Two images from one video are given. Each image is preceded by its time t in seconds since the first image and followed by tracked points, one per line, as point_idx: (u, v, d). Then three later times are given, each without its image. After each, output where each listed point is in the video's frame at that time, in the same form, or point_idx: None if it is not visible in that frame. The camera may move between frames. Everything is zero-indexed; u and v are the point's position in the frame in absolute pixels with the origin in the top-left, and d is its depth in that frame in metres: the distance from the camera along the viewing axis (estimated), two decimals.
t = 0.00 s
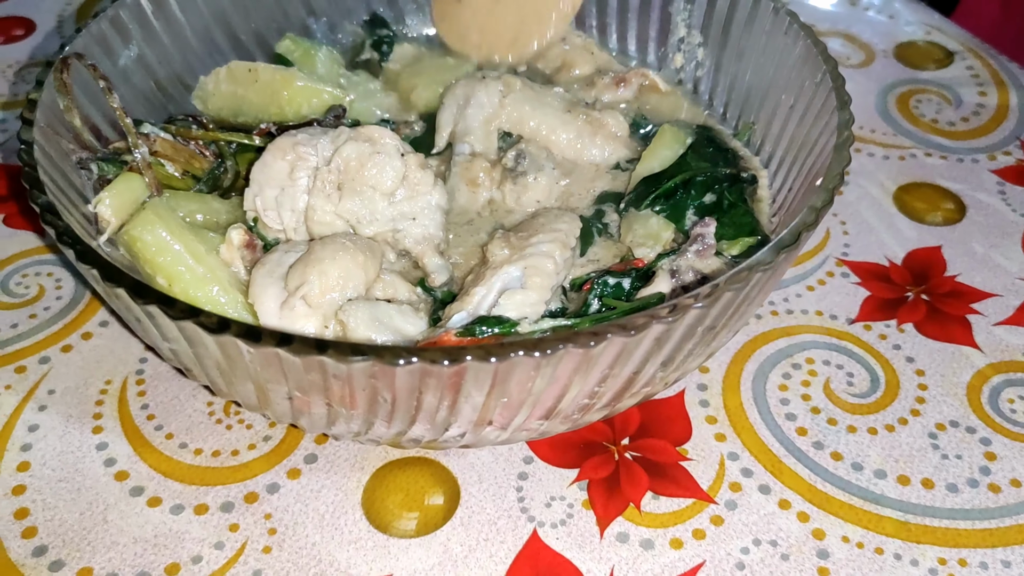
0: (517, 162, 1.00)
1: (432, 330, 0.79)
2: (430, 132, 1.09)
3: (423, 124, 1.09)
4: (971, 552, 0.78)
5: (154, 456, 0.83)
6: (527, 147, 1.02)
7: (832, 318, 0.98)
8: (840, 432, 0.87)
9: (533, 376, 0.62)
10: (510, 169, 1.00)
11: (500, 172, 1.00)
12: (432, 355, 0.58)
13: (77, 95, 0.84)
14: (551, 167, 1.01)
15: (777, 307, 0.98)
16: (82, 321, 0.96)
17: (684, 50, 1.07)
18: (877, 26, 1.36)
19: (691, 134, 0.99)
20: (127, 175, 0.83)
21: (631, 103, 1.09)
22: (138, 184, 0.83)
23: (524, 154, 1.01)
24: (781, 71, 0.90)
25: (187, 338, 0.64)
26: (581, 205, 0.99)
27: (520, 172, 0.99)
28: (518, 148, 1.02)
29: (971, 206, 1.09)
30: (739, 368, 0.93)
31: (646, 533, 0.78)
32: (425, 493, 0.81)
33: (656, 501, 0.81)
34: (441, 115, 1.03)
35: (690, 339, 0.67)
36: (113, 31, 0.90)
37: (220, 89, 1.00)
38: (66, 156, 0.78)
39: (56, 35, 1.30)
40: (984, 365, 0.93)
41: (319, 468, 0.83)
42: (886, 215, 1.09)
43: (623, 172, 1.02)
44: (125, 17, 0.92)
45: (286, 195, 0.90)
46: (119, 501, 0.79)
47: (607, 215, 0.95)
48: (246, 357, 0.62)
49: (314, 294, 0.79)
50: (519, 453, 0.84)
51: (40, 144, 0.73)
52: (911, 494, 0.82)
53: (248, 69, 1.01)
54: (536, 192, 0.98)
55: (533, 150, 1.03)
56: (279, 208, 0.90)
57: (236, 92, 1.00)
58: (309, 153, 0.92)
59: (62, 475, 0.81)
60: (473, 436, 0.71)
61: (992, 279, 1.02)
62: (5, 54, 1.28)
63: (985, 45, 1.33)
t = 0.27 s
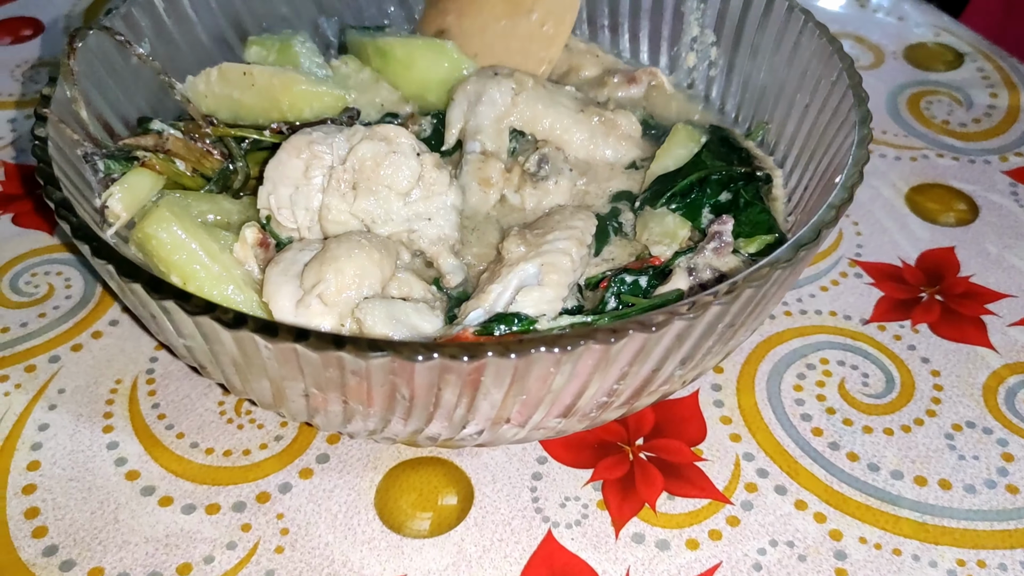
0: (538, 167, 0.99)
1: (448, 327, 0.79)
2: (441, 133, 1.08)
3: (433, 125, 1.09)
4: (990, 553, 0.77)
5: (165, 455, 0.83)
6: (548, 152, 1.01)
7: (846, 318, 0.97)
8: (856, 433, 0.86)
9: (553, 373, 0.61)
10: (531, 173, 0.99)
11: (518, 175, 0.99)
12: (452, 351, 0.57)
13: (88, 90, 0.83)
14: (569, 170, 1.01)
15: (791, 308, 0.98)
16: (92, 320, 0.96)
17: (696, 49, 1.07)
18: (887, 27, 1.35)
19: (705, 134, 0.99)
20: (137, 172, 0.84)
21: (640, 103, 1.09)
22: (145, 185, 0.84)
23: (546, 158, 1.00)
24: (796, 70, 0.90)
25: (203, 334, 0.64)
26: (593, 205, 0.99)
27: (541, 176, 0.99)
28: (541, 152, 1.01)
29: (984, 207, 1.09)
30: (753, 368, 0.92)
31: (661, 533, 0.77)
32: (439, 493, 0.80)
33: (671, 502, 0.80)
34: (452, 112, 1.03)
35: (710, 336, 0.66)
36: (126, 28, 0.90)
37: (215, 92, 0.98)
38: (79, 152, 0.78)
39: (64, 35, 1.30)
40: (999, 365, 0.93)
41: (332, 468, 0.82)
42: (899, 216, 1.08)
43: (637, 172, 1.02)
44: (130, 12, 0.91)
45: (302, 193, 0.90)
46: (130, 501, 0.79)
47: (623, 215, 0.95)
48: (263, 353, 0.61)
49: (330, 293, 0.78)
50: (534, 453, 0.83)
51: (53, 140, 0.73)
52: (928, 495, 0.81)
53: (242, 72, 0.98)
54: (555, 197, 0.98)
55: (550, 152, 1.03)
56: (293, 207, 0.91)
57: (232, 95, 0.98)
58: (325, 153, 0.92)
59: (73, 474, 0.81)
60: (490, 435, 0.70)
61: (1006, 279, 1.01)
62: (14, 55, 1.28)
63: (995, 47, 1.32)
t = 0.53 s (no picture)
0: (543, 171, 0.99)
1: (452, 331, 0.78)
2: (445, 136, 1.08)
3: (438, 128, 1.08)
4: (997, 559, 0.77)
5: (168, 461, 0.82)
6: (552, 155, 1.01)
7: (851, 324, 0.97)
8: (862, 438, 0.86)
9: (559, 376, 0.61)
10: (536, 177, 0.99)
11: (522, 179, 0.99)
12: (457, 354, 0.57)
13: (95, 97, 0.84)
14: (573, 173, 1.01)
15: (795, 312, 0.98)
16: (94, 325, 0.96)
17: (700, 53, 1.07)
18: (890, 33, 1.36)
19: (710, 138, 0.98)
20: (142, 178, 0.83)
21: (644, 107, 1.08)
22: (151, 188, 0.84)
23: (550, 161, 1.00)
24: (801, 74, 0.90)
25: (207, 338, 0.63)
26: (598, 209, 0.99)
27: (546, 180, 0.98)
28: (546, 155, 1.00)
29: (989, 213, 1.09)
30: (757, 374, 0.92)
31: (667, 539, 0.77)
32: (443, 498, 0.80)
33: (676, 507, 0.80)
34: (456, 116, 1.03)
35: (715, 340, 0.66)
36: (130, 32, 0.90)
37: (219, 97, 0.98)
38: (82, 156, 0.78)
39: (68, 41, 1.31)
40: (1005, 371, 0.92)
41: (335, 473, 0.82)
42: (903, 221, 1.08)
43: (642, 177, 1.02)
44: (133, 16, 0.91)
45: (306, 197, 0.90)
46: (133, 506, 0.78)
47: (627, 216, 0.95)
48: (267, 356, 0.61)
49: (334, 296, 0.79)
50: (538, 458, 0.83)
51: (57, 143, 0.73)
52: (934, 501, 0.81)
53: (248, 76, 0.98)
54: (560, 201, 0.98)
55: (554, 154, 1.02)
56: (297, 210, 0.90)
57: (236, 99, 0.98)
58: (329, 155, 0.92)
59: (75, 480, 0.80)
60: (495, 439, 0.70)
61: (1012, 284, 1.01)
62: (18, 60, 1.29)
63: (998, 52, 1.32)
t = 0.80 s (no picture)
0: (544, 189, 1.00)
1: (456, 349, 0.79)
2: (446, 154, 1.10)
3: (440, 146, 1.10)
4: None
5: (169, 479, 0.83)
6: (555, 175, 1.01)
7: (851, 340, 0.97)
8: (862, 455, 0.86)
9: (558, 397, 0.61)
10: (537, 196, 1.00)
11: (525, 197, 1.00)
12: (456, 375, 0.58)
13: (100, 111, 0.84)
14: (576, 192, 1.01)
15: (795, 329, 0.98)
16: (97, 342, 0.96)
17: (700, 70, 1.07)
18: (889, 48, 1.36)
19: (709, 155, 0.99)
20: (148, 203, 0.84)
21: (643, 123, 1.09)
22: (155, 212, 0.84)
23: (552, 179, 1.01)
24: (800, 91, 0.90)
25: (208, 359, 0.64)
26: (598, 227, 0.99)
27: (549, 198, 0.99)
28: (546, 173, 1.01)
29: (988, 228, 1.09)
30: (757, 391, 0.92)
31: (667, 557, 0.77)
32: (443, 516, 0.80)
33: (676, 525, 0.80)
34: (457, 133, 1.04)
35: (714, 360, 0.66)
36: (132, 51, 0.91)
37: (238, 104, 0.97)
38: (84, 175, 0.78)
39: (72, 58, 1.32)
40: (1005, 387, 0.92)
41: (336, 491, 0.82)
42: (903, 237, 1.09)
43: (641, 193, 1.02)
44: (135, 35, 0.91)
45: (308, 216, 0.91)
46: (134, 525, 0.78)
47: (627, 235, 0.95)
48: (268, 377, 0.61)
49: (336, 314, 0.79)
50: (538, 476, 0.83)
51: (60, 163, 0.73)
52: (934, 518, 0.81)
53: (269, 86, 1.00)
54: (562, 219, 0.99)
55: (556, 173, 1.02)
56: (300, 228, 0.91)
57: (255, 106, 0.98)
58: (332, 174, 0.93)
59: (76, 498, 0.81)
60: (495, 459, 0.70)
61: (1011, 300, 1.01)
62: (22, 77, 1.30)
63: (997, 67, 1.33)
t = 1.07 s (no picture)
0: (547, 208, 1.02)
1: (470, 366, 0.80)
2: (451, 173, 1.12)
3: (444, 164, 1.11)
4: None
5: (177, 493, 0.84)
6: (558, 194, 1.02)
7: (850, 354, 0.98)
8: (861, 468, 0.87)
9: (562, 414, 0.62)
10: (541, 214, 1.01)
11: (529, 215, 1.01)
12: (461, 394, 0.59)
13: (111, 130, 0.86)
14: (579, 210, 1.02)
15: (795, 343, 0.99)
16: (105, 357, 0.97)
17: (700, 88, 1.09)
18: (887, 63, 1.38)
19: (709, 172, 1.00)
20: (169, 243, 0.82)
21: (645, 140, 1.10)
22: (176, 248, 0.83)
23: (556, 198, 1.02)
24: (799, 109, 0.91)
25: (217, 376, 0.65)
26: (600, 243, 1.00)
27: (551, 216, 1.00)
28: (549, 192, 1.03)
29: (986, 242, 1.10)
30: (758, 405, 0.93)
31: (668, 570, 0.78)
32: (448, 530, 0.81)
33: (678, 538, 0.81)
34: (462, 152, 1.05)
35: (714, 377, 0.67)
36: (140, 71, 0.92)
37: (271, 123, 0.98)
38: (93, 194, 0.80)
39: (78, 75, 1.34)
40: (1003, 401, 0.93)
41: (342, 505, 0.83)
42: (901, 252, 1.10)
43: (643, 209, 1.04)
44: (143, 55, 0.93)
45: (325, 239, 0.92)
46: (143, 539, 0.80)
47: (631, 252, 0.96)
48: (276, 395, 0.62)
49: (355, 336, 0.80)
50: (541, 490, 0.84)
51: (70, 184, 0.75)
52: (933, 531, 0.82)
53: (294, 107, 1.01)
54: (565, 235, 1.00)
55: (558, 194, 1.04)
56: (317, 252, 0.92)
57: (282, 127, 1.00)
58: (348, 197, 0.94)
59: (85, 512, 0.82)
60: (500, 474, 0.71)
61: (1009, 314, 1.02)
62: (29, 94, 1.32)
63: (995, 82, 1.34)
